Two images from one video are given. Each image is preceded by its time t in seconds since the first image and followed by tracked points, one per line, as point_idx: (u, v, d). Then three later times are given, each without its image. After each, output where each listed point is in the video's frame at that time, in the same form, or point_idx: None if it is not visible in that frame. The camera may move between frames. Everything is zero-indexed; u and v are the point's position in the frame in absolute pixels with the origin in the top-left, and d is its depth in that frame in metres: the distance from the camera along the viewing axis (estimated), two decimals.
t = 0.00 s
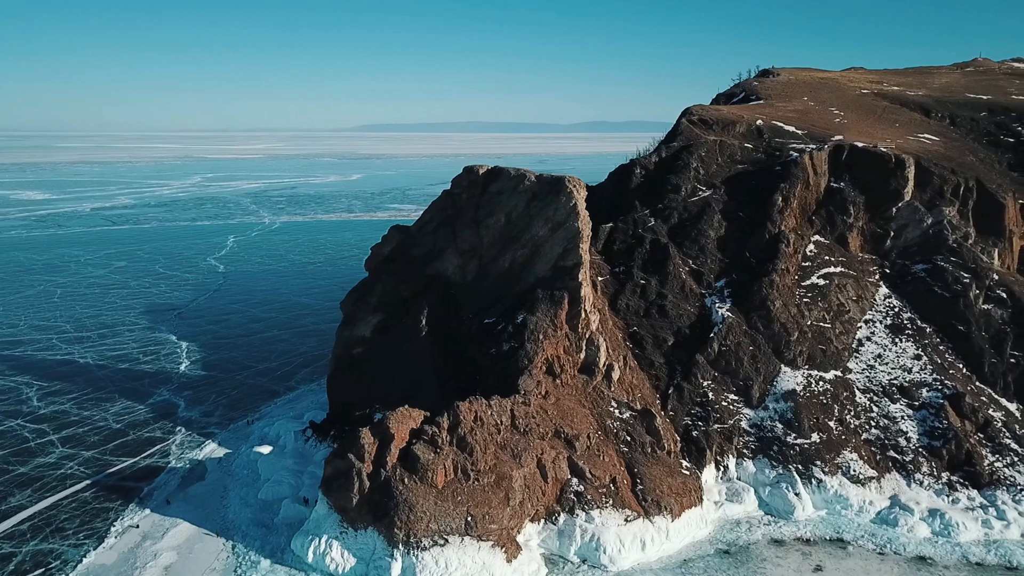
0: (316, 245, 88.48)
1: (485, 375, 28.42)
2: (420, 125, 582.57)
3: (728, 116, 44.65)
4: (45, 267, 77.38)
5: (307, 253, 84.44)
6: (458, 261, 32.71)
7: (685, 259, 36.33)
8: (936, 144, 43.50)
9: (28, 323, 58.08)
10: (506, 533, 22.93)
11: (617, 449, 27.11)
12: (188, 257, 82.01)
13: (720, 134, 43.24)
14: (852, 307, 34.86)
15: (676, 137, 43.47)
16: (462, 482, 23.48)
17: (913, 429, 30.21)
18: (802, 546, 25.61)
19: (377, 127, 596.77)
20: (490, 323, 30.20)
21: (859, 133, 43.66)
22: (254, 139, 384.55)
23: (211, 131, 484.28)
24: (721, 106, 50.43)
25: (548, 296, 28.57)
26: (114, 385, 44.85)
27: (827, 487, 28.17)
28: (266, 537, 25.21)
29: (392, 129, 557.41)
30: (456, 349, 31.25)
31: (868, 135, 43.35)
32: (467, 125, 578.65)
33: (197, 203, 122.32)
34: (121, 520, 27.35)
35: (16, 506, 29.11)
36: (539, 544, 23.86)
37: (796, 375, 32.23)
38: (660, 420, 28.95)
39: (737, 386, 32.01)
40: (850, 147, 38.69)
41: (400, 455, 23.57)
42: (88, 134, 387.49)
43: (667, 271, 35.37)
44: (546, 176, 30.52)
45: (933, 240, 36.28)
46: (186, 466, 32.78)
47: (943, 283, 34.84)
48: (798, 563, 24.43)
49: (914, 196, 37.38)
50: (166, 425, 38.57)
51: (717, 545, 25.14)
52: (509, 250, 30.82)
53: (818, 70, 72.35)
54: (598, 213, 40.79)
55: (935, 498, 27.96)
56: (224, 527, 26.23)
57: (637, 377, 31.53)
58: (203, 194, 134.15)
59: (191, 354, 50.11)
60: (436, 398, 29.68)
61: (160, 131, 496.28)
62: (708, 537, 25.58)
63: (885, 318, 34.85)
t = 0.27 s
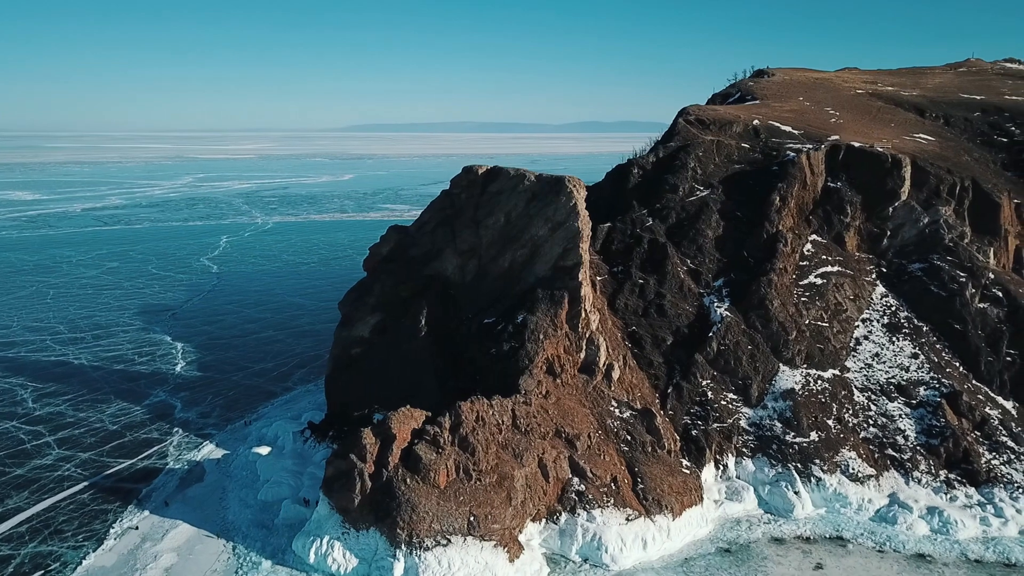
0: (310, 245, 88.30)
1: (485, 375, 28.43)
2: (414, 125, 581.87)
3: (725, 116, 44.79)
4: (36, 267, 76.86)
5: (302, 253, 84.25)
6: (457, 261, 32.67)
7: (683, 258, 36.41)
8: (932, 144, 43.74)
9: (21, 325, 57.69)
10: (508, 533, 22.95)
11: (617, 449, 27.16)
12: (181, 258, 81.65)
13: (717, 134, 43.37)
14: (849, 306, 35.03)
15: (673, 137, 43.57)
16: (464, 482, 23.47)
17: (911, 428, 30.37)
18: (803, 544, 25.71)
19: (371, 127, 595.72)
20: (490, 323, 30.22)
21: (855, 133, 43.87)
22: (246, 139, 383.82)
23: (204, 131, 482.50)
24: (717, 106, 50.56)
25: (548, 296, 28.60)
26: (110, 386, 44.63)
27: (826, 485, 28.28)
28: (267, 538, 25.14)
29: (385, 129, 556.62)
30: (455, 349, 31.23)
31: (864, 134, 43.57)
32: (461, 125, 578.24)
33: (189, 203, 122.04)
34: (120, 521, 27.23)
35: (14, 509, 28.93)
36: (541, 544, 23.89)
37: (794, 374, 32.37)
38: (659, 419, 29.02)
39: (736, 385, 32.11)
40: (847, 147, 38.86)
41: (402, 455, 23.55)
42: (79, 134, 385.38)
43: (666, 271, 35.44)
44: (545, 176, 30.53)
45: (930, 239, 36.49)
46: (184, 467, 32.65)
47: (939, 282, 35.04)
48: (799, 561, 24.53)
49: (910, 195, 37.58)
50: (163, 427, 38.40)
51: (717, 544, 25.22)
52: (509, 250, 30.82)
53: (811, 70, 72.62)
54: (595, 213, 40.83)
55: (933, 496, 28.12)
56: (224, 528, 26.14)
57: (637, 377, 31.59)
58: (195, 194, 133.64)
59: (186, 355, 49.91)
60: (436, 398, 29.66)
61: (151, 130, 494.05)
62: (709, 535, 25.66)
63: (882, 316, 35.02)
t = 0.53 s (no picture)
0: (303, 245, 88.06)
1: (485, 374, 28.44)
2: (408, 125, 581.00)
3: (721, 116, 44.91)
4: (28, 268, 76.30)
5: (295, 253, 84.01)
6: (456, 260, 32.63)
7: (681, 258, 36.49)
8: (927, 144, 43.97)
9: (13, 326, 57.25)
10: (510, 533, 22.97)
11: (617, 448, 27.20)
12: (174, 258, 81.25)
13: (713, 134, 43.47)
14: (846, 305, 35.19)
15: (669, 137, 43.65)
16: (466, 482, 23.47)
17: (908, 426, 30.56)
18: (803, 542, 25.82)
19: (364, 127, 594.54)
20: (489, 323, 30.26)
21: (851, 133, 44.07)
22: (238, 139, 382.56)
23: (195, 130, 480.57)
24: (713, 106, 50.68)
25: (547, 295, 28.63)
26: (105, 387, 44.39)
27: (825, 483, 28.38)
28: (267, 539, 25.08)
29: (379, 129, 555.60)
30: (454, 349, 31.22)
31: (859, 134, 43.77)
32: (454, 125, 577.71)
33: (181, 203, 121.29)
34: (119, 523, 27.12)
35: (11, 511, 28.76)
36: (542, 543, 23.91)
37: (792, 373, 32.51)
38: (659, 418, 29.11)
39: (734, 384, 32.21)
40: (844, 147, 39.01)
41: (403, 454, 23.52)
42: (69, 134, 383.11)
43: (664, 270, 35.51)
44: (545, 176, 30.52)
45: (925, 238, 36.71)
46: (182, 468, 32.52)
47: (935, 281, 35.25)
48: (799, 559, 24.62)
49: (906, 195, 37.79)
50: (160, 428, 38.23)
51: (718, 542, 25.30)
52: (508, 250, 30.80)
53: (804, 70, 72.88)
54: (592, 213, 40.86)
55: (930, 493, 28.29)
56: (224, 529, 26.07)
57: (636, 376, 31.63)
58: (186, 194, 133.04)
59: (181, 356, 49.69)
60: (436, 398, 29.64)
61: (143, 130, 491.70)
62: (709, 534, 25.75)
63: (879, 315, 35.19)
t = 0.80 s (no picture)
0: (297, 245, 87.83)
1: (485, 374, 28.48)
2: (401, 125, 580.16)
3: (717, 116, 45.05)
4: (19, 269, 75.79)
5: (289, 253, 83.81)
6: (454, 260, 32.59)
7: (678, 257, 36.59)
8: (922, 144, 44.18)
9: (6, 327, 56.87)
10: (511, 532, 22.99)
11: (617, 447, 27.26)
12: (167, 259, 80.91)
13: (710, 134, 43.60)
14: (843, 304, 35.36)
15: (666, 137, 43.76)
16: (466, 482, 23.48)
17: (905, 424, 30.73)
18: (802, 540, 25.92)
19: (357, 127, 593.54)
20: (487, 323, 30.31)
21: (847, 133, 44.29)
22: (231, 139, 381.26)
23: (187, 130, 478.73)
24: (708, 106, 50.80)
25: (546, 295, 28.68)
26: (100, 389, 44.18)
27: (823, 481, 28.51)
28: (267, 540, 25.03)
29: (372, 129, 554.69)
30: (453, 349, 31.20)
31: (854, 134, 43.99)
32: (448, 125, 577.23)
33: (171, 203, 121.44)
34: (117, 525, 27.00)
35: (7, 513, 28.60)
36: (542, 543, 23.93)
37: (790, 372, 32.64)
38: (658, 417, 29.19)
39: (732, 383, 32.33)
40: (839, 147, 39.21)
41: (404, 455, 23.53)
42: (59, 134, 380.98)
43: (661, 270, 35.59)
44: (544, 176, 30.57)
45: (921, 237, 36.93)
46: (180, 469, 32.41)
47: (931, 280, 35.46)
48: (799, 557, 24.72)
49: (902, 194, 38.00)
50: (156, 429, 38.07)
51: (717, 541, 25.38)
52: (507, 249, 30.82)
53: (797, 70, 73.12)
54: (589, 213, 40.89)
55: (927, 491, 28.47)
56: (223, 530, 25.99)
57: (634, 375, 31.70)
58: (178, 194, 132.48)
59: (177, 356, 49.49)
60: (435, 398, 29.64)
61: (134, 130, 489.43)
62: (708, 533, 25.82)
63: (876, 314, 35.36)
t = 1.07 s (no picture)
0: (289, 246, 87.52)
1: (483, 374, 28.51)
2: (393, 125, 579.03)
3: (711, 116, 45.22)
4: (8, 270, 75.09)
5: (281, 253, 83.51)
6: (451, 260, 32.53)
7: (674, 257, 36.70)
8: (915, 143, 44.48)
9: None
10: (511, 532, 23.00)
11: (616, 446, 27.32)
12: (158, 259, 80.42)
13: (704, 133, 43.76)
14: (838, 303, 35.57)
15: (661, 136, 43.89)
16: (466, 482, 23.49)
17: (900, 422, 30.95)
18: (800, 538, 26.05)
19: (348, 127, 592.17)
20: (485, 323, 30.36)
21: (840, 133, 44.54)
22: (222, 139, 379.59)
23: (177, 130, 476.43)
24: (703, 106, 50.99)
25: (545, 295, 28.75)
26: (93, 390, 43.89)
27: (820, 479, 28.68)
28: (265, 541, 24.96)
29: (364, 129, 553.42)
30: (450, 349, 31.18)
31: (848, 134, 44.26)
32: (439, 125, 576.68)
33: (160, 203, 120.73)
34: (113, 527, 26.84)
35: (2, 516, 28.39)
36: (542, 542, 23.95)
37: (786, 370, 32.80)
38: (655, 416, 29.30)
39: (729, 382, 32.47)
40: (833, 147, 39.44)
41: (404, 455, 23.53)
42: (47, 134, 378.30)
43: (657, 269, 35.70)
44: (541, 176, 30.62)
45: (915, 236, 37.20)
46: (176, 471, 32.26)
47: (925, 279, 35.73)
48: (797, 555, 24.84)
49: (896, 194, 38.26)
50: (151, 430, 37.84)
51: (716, 539, 25.47)
52: (505, 249, 30.84)
53: (788, 70, 73.52)
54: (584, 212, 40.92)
55: (923, 488, 28.68)
56: (221, 532, 25.88)
57: (631, 375, 31.78)
58: (167, 194, 131.71)
59: (170, 358, 49.22)
60: (433, 398, 29.62)
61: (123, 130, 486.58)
62: (707, 531, 25.92)
63: (870, 313, 35.57)
